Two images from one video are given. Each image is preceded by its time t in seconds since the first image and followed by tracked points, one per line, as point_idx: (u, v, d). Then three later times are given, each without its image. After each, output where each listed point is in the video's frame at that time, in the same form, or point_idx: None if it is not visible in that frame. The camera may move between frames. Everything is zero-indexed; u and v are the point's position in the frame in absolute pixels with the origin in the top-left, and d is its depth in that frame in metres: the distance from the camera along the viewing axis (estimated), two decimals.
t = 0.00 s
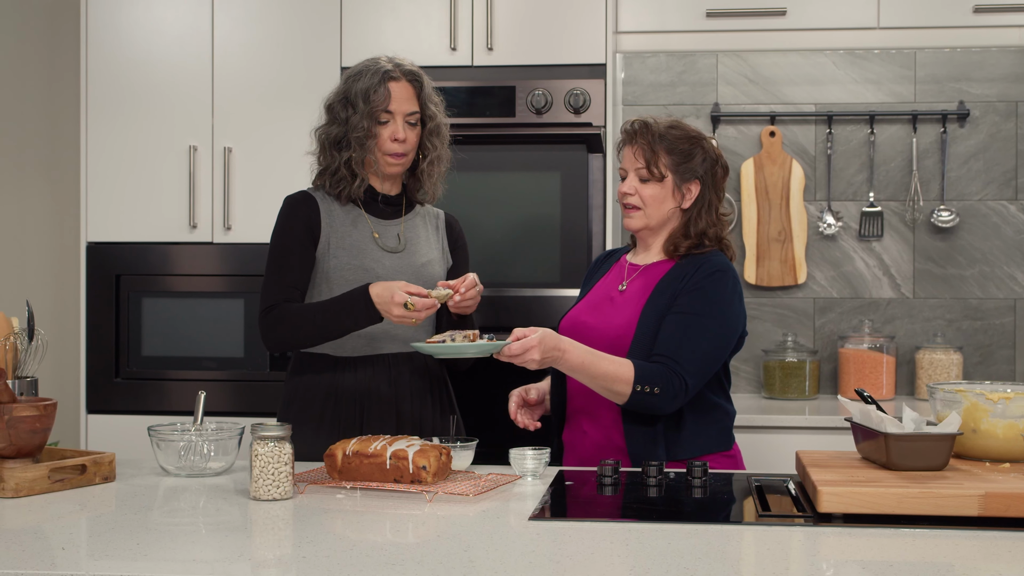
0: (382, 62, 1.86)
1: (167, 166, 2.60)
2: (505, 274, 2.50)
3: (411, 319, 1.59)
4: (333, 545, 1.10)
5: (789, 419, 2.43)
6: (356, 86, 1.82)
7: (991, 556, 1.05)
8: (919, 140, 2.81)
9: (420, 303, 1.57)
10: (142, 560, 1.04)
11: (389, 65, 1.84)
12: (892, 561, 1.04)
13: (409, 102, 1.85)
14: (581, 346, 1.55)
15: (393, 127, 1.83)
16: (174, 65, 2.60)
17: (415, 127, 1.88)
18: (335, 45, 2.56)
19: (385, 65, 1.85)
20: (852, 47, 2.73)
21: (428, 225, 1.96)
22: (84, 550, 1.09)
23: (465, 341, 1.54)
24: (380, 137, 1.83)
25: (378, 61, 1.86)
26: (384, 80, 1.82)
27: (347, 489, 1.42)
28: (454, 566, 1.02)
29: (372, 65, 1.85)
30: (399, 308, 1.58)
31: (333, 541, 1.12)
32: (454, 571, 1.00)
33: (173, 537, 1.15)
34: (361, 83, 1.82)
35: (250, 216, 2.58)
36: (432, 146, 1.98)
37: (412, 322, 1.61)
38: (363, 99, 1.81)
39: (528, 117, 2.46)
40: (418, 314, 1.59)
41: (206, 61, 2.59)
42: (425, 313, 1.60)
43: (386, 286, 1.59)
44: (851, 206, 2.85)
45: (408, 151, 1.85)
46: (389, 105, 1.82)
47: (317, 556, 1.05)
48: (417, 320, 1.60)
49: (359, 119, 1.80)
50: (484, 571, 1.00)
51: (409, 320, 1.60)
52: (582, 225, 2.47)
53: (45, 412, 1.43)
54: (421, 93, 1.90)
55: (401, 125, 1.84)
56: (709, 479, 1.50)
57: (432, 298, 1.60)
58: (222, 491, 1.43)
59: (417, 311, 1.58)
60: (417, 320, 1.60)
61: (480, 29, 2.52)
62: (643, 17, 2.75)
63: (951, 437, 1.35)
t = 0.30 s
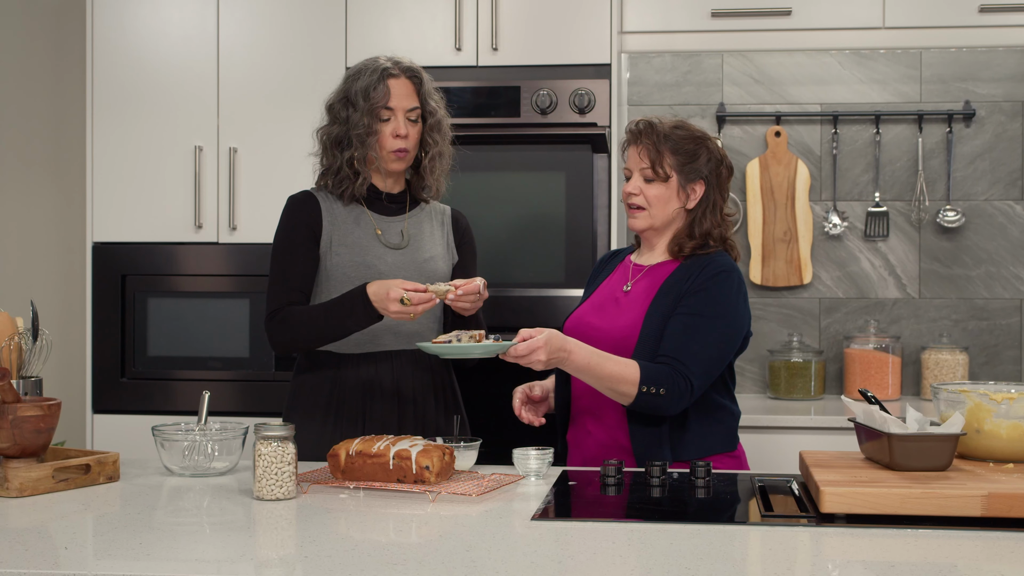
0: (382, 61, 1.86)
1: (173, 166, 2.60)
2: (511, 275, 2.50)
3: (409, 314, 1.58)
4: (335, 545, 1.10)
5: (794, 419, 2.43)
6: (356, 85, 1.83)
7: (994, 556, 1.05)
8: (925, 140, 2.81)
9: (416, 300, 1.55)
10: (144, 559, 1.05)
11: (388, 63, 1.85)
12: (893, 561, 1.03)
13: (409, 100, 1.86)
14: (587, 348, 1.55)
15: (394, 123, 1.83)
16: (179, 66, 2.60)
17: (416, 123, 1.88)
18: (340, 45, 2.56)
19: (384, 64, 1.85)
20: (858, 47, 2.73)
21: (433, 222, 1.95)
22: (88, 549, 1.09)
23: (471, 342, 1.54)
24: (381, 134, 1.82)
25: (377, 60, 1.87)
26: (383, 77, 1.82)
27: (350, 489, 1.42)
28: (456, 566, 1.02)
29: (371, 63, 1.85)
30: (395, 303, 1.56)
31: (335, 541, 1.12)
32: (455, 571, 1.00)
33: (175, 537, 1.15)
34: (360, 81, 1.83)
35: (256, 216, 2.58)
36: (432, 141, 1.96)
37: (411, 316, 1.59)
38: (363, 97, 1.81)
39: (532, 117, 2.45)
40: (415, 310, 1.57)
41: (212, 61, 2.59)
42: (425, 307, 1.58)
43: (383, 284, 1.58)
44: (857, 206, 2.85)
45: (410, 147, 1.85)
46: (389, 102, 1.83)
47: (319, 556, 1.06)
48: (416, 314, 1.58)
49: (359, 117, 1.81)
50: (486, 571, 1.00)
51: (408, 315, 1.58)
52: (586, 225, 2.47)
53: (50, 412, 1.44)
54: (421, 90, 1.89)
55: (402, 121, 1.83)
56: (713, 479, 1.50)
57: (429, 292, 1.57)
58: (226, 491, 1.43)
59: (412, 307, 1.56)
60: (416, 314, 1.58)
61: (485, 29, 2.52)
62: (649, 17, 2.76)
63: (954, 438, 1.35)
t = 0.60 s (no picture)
0: (374, 59, 1.87)
1: (180, 166, 2.61)
2: (519, 275, 2.51)
3: (394, 306, 1.56)
4: (339, 545, 1.11)
5: (801, 420, 2.43)
6: (354, 82, 1.82)
7: (998, 557, 1.05)
8: (933, 140, 2.81)
9: (398, 294, 1.53)
10: (148, 559, 1.05)
11: (379, 59, 1.86)
12: (898, 562, 1.03)
13: (405, 94, 1.87)
14: (594, 349, 1.54)
15: (396, 114, 1.84)
16: (186, 67, 2.61)
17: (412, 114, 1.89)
18: (348, 46, 2.56)
19: (376, 60, 1.86)
20: (866, 47, 2.73)
21: (425, 219, 1.95)
22: (93, 548, 1.10)
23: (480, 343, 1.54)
24: (386, 125, 1.82)
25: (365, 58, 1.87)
26: (380, 72, 1.83)
27: (356, 489, 1.42)
28: (459, 566, 1.02)
29: (361, 62, 1.86)
30: (377, 298, 1.55)
31: (340, 541, 1.12)
32: (457, 571, 1.00)
33: (180, 536, 1.15)
34: (358, 78, 1.82)
35: (262, 216, 2.59)
36: (426, 135, 1.97)
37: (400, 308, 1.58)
38: (362, 92, 1.81)
39: (539, 117, 2.46)
40: (398, 302, 1.55)
41: (219, 62, 2.60)
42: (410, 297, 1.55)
43: (366, 281, 1.58)
44: (865, 206, 2.84)
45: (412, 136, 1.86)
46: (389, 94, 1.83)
47: (323, 556, 1.06)
48: (401, 306, 1.56)
49: (362, 112, 1.80)
50: (490, 571, 1.00)
51: (395, 308, 1.57)
52: (592, 225, 2.47)
53: (56, 411, 1.44)
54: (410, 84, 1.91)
55: (403, 110, 1.85)
56: (718, 479, 1.50)
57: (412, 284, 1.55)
58: (231, 491, 1.43)
59: (394, 300, 1.54)
60: (401, 306, 1.56)
61: (492, 29, 2.53)
62: (656, 17, 2.76)
63: (959, 438, 1.34)
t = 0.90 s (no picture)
0: (343, 63, 1.86)
1: (188, 167, 2.61)
2: (527, 275, 2.51)
3: (380, 302, 1.57)
4: (343, 544, 1.11)
5: (808, 420, 2.43)
6: (327, 87, 1.81)
7: (1002, 557, 1.05)
8: (940, 139, 2.80)
9: (381, 290, 1.54)
10: (153, 558, 1.05)
11: (349, 63, 1.85)
12: (901, 562, 1.03)
13: (377, 97, 1.87)
14: (607, 353, 1.53)
15: (371, 116, 1.84)
16: (194, 67, 2.61)
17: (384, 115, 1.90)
18: (355, 46, 2.57)
19: (345, 64, 1.85)
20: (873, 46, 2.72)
21: (401, 219, 1.94)
22: (99, 548, 1.10)
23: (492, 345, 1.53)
24: (363, 128, 1.83)
25: (333, 62, 1.86)
26: (353, 76, 1.83)
27: (361, 489, 1.43)
28: (463, 566, 1.02)
29: (330, 66, 1.85)
30: (362, 295, 1.56)
31: (344, 540, 1.13)
32: (462, 571, 1.00)
33: (184, 536, 1.16)
34: (330, 84, 1.82)
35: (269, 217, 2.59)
36: (398, 135, 1.98)
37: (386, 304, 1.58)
38: (337, 97, 1.81)
39: (546, 117, 2.46)
40: (383, 298, 1.56)
41: (227, 62, 2.61)
42: (395, 292, 1.56)
43: (349, 279, 1.59)
44: (872, 206, 2.84)
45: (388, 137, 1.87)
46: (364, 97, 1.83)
47: (327, 555, 1.06)
48: (388, 302, 1.56)
49: (338, 117, 1.80)
50: (495, 571, 1.00)
51: (380, 304, 1.57)
52: (599, 225, 2.47)
53: (62, 411, 1.45)
54: (379, 85, 1.92)
55: (378, 112, 1.85)
56: (723, 480, 1.50)
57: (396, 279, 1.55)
58: (237, 491, 1.43)
59: (378, 296, 1.55)
60: (387, 302, 1.56)
61: (499, 29, 2.53)
62: (662, 17, 2.76)
63: (965, 439, 1.34)
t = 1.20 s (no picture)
0: (312, 70, 1.84)
1: (190, 167, 2.62)
2: (530, 275, 2.51)
3: (370, 295, 1.58)
4: (343, 544, 1.11)
5: (810, 420, 2.43)
6: (294, 96, 1.79)
7: (1003, 557, 1.04)
8: (943, 139, 2.80)
9: (370, 280, 1.56)
10: (153, 558, 1.05)
11: (316, 70, 1.83)
12: (901, 562, 1.03)
13: (345, 104, 1.85)
14: (627, 356, 1.55)
15: (340, 125, 1.83)
16: (197, 66, 2.61)
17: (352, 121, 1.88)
18: (358, 46, 2.57)
19: (313, 71, 1.83)
20: (877, 46, 2.72)
21: (369, 222, 1.94)
22: (99, 547, 1.10)
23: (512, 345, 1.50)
24: (331, 138, 1.81)
25: (301, 69, 1.84)
26: (320, 84, 1.80)
27: (362, 489, 1.43)
28: (463, 566, 1.02)
29: (298, 73, 1.82)
30: (351, 286, 1.57)
31: (344, 540, 1.13)
32: (463, 571, 1.00)
33: (184, 535, 1.15)
34: (298, 93, 1.80)
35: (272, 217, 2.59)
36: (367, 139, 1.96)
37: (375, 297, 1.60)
38: (304, 107, 1.79)
39: (548, 117, 2.46)
40: (372, 289, 1.58)
41: (230, 62, 2.61)
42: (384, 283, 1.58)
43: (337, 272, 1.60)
44: (875, 206, 2.84)
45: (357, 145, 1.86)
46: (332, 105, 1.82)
47: (326, 555, 1.06)
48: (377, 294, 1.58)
49: (305, 127, 1.78)
50: (496, 571, 1.00)
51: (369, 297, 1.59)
52: (602, 225, 2.47)
53: (63, 411, 1.45)
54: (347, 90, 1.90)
55: (346, 121, 1.84)
56: (723, 480, 1.49)
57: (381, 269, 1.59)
58: (238, 490, 1.43)
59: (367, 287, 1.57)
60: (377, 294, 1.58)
61: (501, 29, 2.53)
62: (665, 17, 2.76)
63: (966, 439, 1.34)
